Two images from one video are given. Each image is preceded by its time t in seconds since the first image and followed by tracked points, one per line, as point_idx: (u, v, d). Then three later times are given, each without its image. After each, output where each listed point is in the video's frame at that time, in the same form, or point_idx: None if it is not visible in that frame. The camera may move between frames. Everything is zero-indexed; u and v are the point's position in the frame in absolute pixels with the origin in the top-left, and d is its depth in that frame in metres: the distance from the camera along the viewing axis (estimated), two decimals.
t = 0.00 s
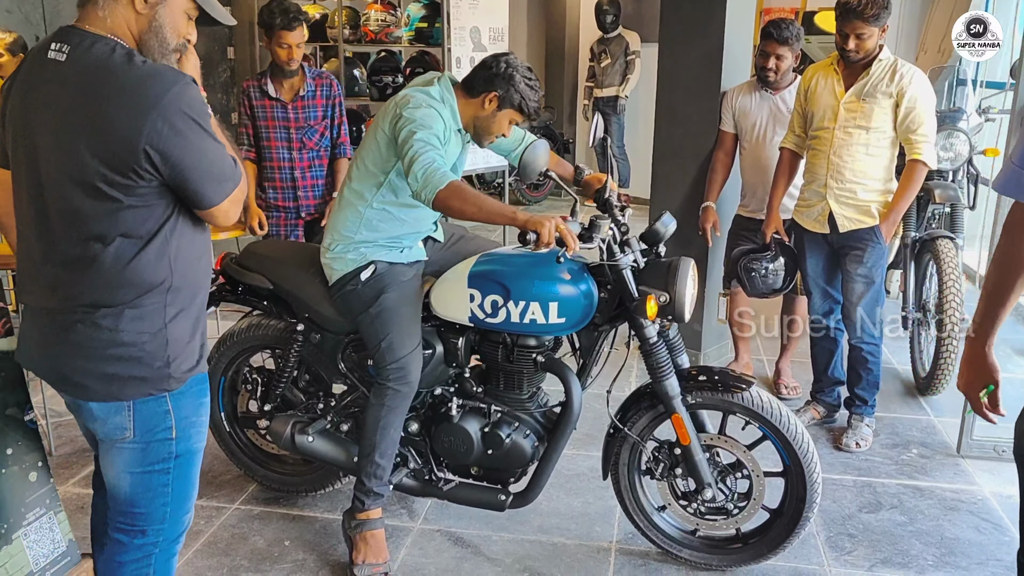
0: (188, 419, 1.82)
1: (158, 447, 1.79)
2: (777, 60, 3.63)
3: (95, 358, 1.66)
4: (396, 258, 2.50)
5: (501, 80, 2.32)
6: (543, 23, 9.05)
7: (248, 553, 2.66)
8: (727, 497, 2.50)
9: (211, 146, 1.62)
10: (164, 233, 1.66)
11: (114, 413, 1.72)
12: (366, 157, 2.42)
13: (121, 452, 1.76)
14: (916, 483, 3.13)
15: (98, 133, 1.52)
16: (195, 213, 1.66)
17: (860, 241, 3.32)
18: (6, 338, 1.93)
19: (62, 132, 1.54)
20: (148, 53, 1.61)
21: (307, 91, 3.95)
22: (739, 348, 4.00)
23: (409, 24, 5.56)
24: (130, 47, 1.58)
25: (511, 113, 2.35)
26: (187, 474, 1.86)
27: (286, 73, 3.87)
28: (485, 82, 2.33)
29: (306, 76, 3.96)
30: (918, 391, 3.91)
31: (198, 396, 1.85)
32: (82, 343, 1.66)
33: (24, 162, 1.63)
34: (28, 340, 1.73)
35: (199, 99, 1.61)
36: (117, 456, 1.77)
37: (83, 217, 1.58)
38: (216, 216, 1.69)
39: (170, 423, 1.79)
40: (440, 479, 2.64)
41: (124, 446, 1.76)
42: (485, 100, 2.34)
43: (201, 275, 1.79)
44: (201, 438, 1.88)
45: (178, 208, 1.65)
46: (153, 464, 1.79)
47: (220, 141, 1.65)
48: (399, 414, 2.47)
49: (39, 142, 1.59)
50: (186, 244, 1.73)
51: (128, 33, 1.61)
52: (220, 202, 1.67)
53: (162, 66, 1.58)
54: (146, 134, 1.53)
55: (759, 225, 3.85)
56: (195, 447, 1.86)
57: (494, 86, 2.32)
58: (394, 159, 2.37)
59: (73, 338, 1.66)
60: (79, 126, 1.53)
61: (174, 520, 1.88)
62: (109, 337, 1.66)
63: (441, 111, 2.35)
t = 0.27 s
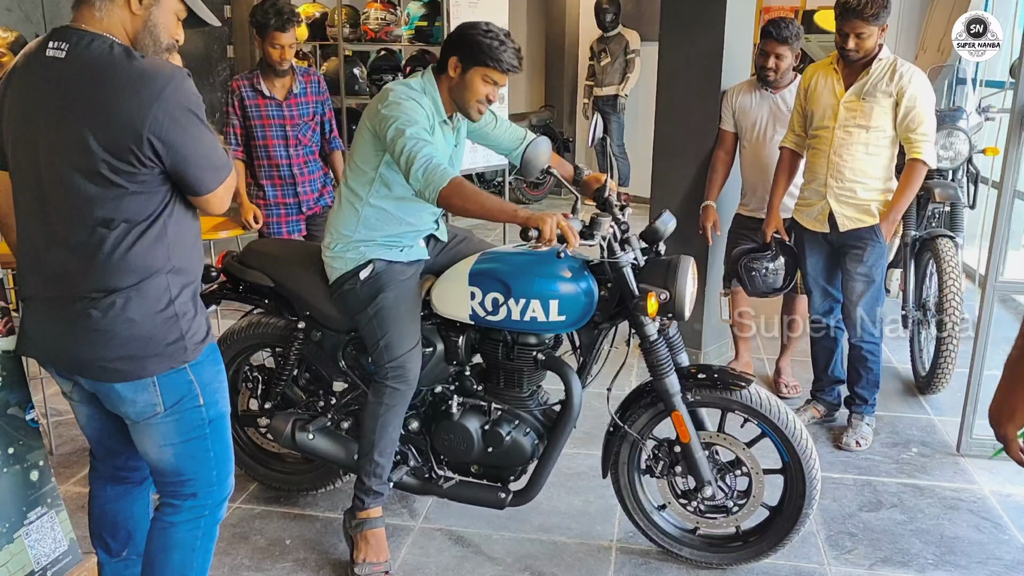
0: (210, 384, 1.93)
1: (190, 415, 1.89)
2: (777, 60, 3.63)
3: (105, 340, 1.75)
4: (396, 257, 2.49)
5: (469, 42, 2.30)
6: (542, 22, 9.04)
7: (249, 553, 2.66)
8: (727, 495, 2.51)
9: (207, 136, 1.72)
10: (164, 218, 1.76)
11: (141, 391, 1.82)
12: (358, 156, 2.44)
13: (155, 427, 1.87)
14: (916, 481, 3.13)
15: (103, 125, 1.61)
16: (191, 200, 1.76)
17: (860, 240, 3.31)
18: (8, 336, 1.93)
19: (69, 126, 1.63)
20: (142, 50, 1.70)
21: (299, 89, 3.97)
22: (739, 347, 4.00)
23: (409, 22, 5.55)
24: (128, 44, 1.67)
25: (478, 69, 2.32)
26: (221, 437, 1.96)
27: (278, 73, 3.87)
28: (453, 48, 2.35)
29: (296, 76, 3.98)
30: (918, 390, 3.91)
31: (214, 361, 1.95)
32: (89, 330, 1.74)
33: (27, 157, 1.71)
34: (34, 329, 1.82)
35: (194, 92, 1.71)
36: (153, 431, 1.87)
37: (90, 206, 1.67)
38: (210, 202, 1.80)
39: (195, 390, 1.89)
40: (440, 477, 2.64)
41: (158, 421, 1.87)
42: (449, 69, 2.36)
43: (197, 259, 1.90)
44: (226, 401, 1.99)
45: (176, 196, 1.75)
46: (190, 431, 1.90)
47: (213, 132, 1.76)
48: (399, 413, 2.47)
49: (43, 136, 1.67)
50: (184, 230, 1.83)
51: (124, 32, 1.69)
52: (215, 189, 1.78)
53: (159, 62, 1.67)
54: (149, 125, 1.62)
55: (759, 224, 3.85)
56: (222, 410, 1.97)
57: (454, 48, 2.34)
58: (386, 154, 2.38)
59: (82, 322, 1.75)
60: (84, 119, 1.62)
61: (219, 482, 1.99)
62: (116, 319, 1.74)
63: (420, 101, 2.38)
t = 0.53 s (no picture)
0: (229, 365, 2.11)
1: (217, 395, 2.07)
2: (776, 64, 3.64)
3: (130, 325, 1.85)
4: (399, 260, 2.49)
5: (435, 29, 2.33)
6: (541, 25, 9.05)
7: (249, 556, 2.66)
8: (727, 498, 2.51)
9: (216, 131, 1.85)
10: (176, 209, 1.87)
11: (177, 378, 1.95)
12: (355, 160, 2.47)
13: (190, 410, 2.01)
14: (914, 485, 3.14)
15: (128, 119, 1.70)
16: (199, 192, 1.88)
17: (859, 244, 3.32)
18: (10, 340, 1.93)
19: (92, 121, 1.71)
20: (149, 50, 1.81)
21: (296, 90, 3.98)
22: (738, 350, 4.01)
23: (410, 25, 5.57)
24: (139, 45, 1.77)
25: (448, 52, 2.33)
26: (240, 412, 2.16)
27: (276, 74, 3.87)
28: (422, 39, 2.38)
29: (292, 76, 3.99)
30: (916, 393, 3.92)
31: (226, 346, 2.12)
32: (115, 316, 1.84)
33: (41, 153, 1.76)
34: (43, 324, 1.88)
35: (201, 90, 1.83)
36: (187, 415, 2.00)
37: (113, 197, 1.75)
38: (214, 195, 1.92)
39: (220, 372, 2.06)
40: (441, 481, 2.64)
41: (193, 404, 2.01)
42: (424, 59, 2.39)
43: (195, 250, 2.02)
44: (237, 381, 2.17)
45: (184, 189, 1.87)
46: (220, 409, 2.08)
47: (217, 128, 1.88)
48: (399, 416, 2.47)
49: (60, 132, 1.73)
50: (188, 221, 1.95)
51: (131, 34, 1.80)
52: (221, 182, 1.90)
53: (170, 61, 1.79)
54: (171, 119, 1.74)
55: (758, 227, 3.85)
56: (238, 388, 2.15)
57: (423, 37, 2.36)
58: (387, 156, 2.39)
59: (106, 309, 1.84)
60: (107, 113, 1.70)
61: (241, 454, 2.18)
62: (141, 305, 1.85)
63: (410, 100, 2.38)
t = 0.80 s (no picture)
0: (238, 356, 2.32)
1: (233, 382, 2.28)
2: (776, 69, 3.64)
3: (173, 310, 2.00)
4: (402, 264, 2.49)
5: (425, 31, 2.31)
6: (541, 28, 9.06)
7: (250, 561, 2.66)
8: (729, 503, 2.51)
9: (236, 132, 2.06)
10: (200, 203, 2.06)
11: (211, 365, 2.15)
12: (356, 163, 2.47)
13: (217, 396, 2.20)
14: (915, 489, 3.14)
15: (178, 119, 1.87)
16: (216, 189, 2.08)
17: (860, 248, 3.32)
18: (12, 345, 1.93)
19: (142, 121, 1.84)
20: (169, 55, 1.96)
21: (298, 94, 3.98)
22: (738, 353, 4.01)
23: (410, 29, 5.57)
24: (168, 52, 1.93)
25: (443, 53, 2.31)
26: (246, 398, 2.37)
27: (280, 77, 3.86)
28: (415, 40, 2.36)
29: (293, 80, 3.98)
30: (917, 397, 3.92)
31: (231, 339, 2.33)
32: (158, 305, 1.98)
33: (84, 154, 1.85)
34: (82, 318, 1.95)
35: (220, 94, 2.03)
36: (208, 402, 2.18)
37: (159, 192, 1.91)
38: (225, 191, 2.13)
39: (235, 361, 2.28)
40: (442, 486, 2.64)
41: (219, 390, 2.20)
42: (418, 60, 2.38)
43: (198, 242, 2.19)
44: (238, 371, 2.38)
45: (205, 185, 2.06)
46: (236, 394, 2.29)
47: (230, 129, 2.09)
48: (401, 422, 2.47)
49: (107, 133, 1.83)
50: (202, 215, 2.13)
51: (155, 39, 1.96)
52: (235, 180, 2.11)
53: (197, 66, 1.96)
54: (213, 119, 1.94)
55: (759, 231, 3.85)
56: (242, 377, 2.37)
57: (416, 38, 2.34)
58: (388, 159, 2.39)
59: (148, 295, 1.97)
60: (157, 113, 1.85)
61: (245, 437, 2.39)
62: (184, 290, 2.02)
63: (410, 102, 2.38)
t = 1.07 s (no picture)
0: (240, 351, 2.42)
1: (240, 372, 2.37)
2: (772, 76, 3.65)
3: (207, 299, 2.13)
4: (398, 271, 2.48)
5: (424, 37, 2.30)
6: (537, 34, 9.08)
7: (247, 568, 2.65)
8: (728, 510, 2.51)
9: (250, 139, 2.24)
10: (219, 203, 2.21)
11: (227, 351, 2.24)
12: (350, 170, 2.46)
13: (230, 382, 2.29)
14: (913, 495, 3.14)
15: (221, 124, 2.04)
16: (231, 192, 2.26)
17: (857, 254, 3.33)
18: (9, 352, 1.92)
19: (193, 125, 1.99)
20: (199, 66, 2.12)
21: (291, 100, 3.99)
22: (736, 359, 4.01)
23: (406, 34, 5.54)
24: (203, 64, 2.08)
25: (442, 60, 2.31)
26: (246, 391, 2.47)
27: (276, 82, 3.85)
28: (414, 45, 2.35)
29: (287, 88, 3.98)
30: (914, 403, 3.92)
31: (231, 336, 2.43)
32: (191, 291, 2.09)
33: (137, 155, 1.95)
34: (125, 310, 2.01)
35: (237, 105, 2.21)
36: (219, 390, 2.25)
37: (201, 191, 2.05)
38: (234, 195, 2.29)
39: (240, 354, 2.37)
40: (440, 494, 2.63)
41: (231, 377, 2.29)
42: (416, 66, 2.37)
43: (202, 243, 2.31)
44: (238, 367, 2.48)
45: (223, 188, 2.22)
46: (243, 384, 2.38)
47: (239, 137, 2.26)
48: (396, 430, 2.47)
49: (160, 136, 1.96)
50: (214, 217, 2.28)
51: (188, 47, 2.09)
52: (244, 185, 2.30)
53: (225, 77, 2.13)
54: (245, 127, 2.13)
55: (756, 236, 3.86)
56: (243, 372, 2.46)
57: (415, 45, 2.34)
58: (384, 166, 2.38)
59: (188, 284, 2.08)
60: (205, 118, 2.01)
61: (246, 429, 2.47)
62: (218, 281, 2.16)
63: (405, 108, 2.37)
